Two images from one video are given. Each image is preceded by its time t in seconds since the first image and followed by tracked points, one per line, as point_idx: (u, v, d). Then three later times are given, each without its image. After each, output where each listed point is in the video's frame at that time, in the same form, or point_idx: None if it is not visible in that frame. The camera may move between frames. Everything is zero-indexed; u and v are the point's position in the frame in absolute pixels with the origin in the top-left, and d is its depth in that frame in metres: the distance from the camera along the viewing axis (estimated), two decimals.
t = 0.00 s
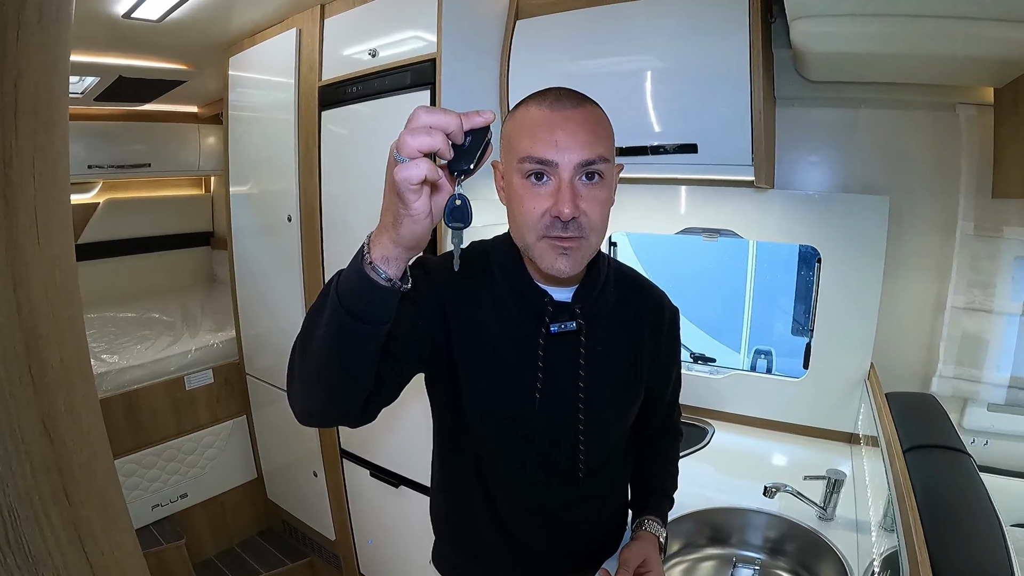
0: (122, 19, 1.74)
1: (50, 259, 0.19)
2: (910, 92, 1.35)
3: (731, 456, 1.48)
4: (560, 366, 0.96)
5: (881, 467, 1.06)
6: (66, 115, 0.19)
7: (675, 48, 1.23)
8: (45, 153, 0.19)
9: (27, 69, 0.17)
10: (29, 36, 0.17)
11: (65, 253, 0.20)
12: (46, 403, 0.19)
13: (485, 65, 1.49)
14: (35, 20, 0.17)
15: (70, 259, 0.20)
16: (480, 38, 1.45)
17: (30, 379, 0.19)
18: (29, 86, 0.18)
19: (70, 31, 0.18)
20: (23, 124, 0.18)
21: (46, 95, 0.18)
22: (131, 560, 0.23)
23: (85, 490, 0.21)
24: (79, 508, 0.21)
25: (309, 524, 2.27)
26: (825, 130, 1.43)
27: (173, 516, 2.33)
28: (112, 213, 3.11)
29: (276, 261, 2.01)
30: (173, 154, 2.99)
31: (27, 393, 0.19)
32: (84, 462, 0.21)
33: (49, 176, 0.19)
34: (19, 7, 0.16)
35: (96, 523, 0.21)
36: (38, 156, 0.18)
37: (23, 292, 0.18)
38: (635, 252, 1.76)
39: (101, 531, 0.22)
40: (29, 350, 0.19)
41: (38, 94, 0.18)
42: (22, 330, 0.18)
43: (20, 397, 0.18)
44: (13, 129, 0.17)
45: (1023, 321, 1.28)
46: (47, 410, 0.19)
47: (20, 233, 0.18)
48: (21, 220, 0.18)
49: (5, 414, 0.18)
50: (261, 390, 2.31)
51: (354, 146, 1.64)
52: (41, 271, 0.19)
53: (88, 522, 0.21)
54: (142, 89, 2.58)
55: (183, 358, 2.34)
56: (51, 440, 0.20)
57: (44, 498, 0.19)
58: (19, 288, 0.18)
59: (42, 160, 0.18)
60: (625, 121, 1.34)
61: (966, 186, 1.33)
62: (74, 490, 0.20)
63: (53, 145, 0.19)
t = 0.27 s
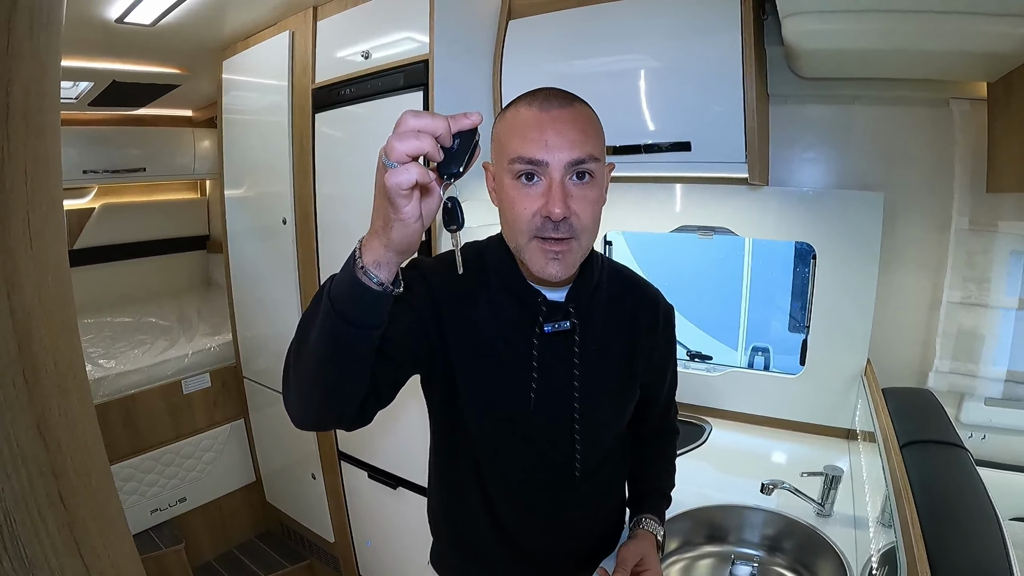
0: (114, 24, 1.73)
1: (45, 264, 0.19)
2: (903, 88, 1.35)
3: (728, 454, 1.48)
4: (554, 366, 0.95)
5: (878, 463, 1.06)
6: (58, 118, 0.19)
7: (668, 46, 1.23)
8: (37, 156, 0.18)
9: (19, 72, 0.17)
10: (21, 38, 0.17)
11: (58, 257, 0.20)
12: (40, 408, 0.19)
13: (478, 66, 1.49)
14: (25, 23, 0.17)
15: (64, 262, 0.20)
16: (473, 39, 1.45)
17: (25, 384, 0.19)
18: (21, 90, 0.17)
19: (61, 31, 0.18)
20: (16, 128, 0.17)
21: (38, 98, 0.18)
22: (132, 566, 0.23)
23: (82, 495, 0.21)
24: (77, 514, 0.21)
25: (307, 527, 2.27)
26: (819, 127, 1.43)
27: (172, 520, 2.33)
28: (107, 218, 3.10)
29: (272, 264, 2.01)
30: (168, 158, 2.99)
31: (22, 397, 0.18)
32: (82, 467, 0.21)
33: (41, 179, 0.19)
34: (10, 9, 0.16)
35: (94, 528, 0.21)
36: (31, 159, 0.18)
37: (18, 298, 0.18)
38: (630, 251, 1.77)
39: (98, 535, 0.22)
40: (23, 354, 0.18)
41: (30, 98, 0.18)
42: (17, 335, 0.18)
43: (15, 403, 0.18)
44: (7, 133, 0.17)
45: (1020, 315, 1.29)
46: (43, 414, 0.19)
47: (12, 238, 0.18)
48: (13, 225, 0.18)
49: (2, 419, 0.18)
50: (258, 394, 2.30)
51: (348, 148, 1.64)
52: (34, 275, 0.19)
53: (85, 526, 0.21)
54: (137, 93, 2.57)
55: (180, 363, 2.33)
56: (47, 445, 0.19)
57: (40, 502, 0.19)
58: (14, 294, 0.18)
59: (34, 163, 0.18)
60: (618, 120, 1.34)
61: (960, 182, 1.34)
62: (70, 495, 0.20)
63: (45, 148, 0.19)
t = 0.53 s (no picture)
0: (120, 22, 1.74)
1: (50, 263, 0.19)
2: (908, 88, 1.35)
3: (732, 454, 1.48)
4: (566, 365, 0.95)
5: (882, 464, 1.06)
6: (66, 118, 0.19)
7: (673, 46, 1.23)
8: (45, 156, 0.19)
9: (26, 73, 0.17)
10: (29, 40, 0.17)
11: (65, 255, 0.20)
12: (47, 405, 0.19)
13: (482, 65, 1.49)
14: (33, 25, 0.17)
15: (71, 261, 0.20)
16: (478, 38, 1.46)
17: (31, 381, 0.19)
18: (28, 90, 0.18)
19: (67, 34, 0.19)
20: (24, 128, 0.18)
21: (45, 100, 0.18)
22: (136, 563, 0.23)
23: (87, 493, 0.21)
24: (81, 510, 0.21)
25: (311, 525, 2.28)
26: (824, 127, 1.43)
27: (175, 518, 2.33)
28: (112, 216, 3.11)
29: (276, 262, 2.01)
30: (172, 157, 3.00)
31: (27, 394, 0.19)
32: (87, 465, 0.21)
33: (48, 178, 0.19)
34: (16, 12, 0.17)
35: (99, 525, 0.22)
36: (39, 158, 0.18)
37: (25, 295, 0.18)
38: (635, 250, 1.77)
39: (104, 533, 0.22)
40: (30, 352, 0.19)
41: (38, 99, 0.18)
42: (23, 332, 0.18)
43: (20, 399, 0.18)
44: (14, 133, 0.17)
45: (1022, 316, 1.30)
46: (48, 412, 0.19)
47: (19, 236, 0.18)
48: (21, 224, 0.18)
49: (7, 415, 0.18)
50: (262, 392, 2.31)
51: (353, 147, 1.64)
52: (41, 273, 0.19)
53: (91, 523, 0.21)
54: (142, 92, 2.58)
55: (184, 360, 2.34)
56: (52, 441, 0.20)
57: (45, 498, 0.20)
58: (20, 291, 0.18)
59: (42, 163, 0.19)
60: (623, 120, 1.34)
61: (964, 182, 1.33)
62: (76, 491, 0.21)
63: (53, 148, 0.19)
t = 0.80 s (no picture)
0: (120, 17, 1.73)
1: (47, 258, 0.19)
2: (910, 85, 1.34)
3: (732, 451, 1.48)
4: (571, 366, 0.95)
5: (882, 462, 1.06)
6: (63, 111, 0.19)
7: (674, 41, 1.23)
8: (42, 149, 0.18)
9: (25, 64, 0.17)
10: (28, 32, 0.17)
11: (62, 250, 0.20)
12: (45, 401, 0.19)
13: (483, 60, 1.49)
14: (33, 16, 0.17)
15: (69, 256, 0.20)
16: (479, 33, 1.45)
17: (30, 377, 0.19)
18: (27, 82, 0.17)
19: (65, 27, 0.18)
20: (22, 121, 0.17)
21: (43, 93, 0.18)
22: (133, 560, 0.23)
23: (85, 490, 0.21)
24: (81, 508, 0.21)
25: (311, 521, 2.28)
26: (825, 124, 1.43)
27: (175, 513, 2.34)
28: (112, 212, 3.11)
29: (276, 258, 2.01)
30: (172, 153, 2.99)
31: (27, 390, 0.18)
32: (84, 462, 0.21)
33: (46, 172, 0.19)
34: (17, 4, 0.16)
35: (97, 523, 0.21)
36: (36, 152, 0.18)
37: (22, 289, 0.18)
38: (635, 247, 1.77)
39: (102, 530, 0.22)
40: (28, 347, 0.18)
41: (36, 91, 0.18)
42: (22, 327, 0.18)
43: (20, 395, 0.18)
44: (13, 126, 0.17)
45: None
46: (47, 408, 0.19)
47: (18, 230, 0.18)
48: (20, 219, 0.18)
49: (5, 411, 0.18)
50: (262, 388, 2.31)
51: (353, 142, 1.63)
52: (39, 267, 0.19)
53: (89, 521, 0.21)
54: (141, 87, 2.57)
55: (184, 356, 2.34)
56: (51, 439, 0.19)
57: (45, 496, 0.19)
58: (19, 285, 0.18)
59: (40, 157, 0.18)
60: (624, 116, 1.34)
61: (966, 180, 1.33)
62: (74, 489, 0.20)
63: (51, 142, 0.19)
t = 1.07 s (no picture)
0: (119, 15, 1.73)
1: (46, 256, 0.19)
2: (910, 86, 1.34)
3: (731, 451, 1.48)
4: (565, 368, 0.95)
5: (882, 462, 1.06)
6: (63, 108, 0.19)
7: (675, 41, 1.22)
8: (41, 147, 0.18)
9: (25, 61, 0.17)
10: (28, 29, 0.17)
11: (60, 248, 0.20)
12: (43, 398, 0.19)
13: (483, 60, 1.49)
14: (33, 12, 0.17)
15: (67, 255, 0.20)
16: (479, 32, 1.45)
17: (27, 376, 0.18)
18: (27, 80, 0.17)
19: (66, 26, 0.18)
20: (21, 118, 0.17)
21: (43, 91, 0.18)
22: (133, 559, 0.23)
23: (83, 489, 0.21)
24: (79, 507, 0.21)
25: (309, 521, 2.28)
26: (825, 124, 1.43)
27: (173, 512, 2.34)
28: (111, 210, 3.10)
29: (275, 258, 2.01)
30: (171, 151, 2.98)
31: (25, 389, 0.18)
32: (82, 461, 0.21)
33: (44, 171, 0.19)
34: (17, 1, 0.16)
35: (95, 522, 0.21)
36: (35, 149, 0.18)
37: (21, 287, 0.18)
38: (635, 247, 1.76)
39: (100, 529, 0.21)
40: (27, 346, 0.18)
41: (36, 88, 0.18)
42: (20, 326, 0.18)
43: (17, 394, 0.18)
44: (13, 124, 0.17)
45: None
46: (44, 406, 0.19)
47: (16, 228, 0.18)
48: (17, 216, 0.18)
49: (3, 411, 0.18)
50: (261, 387, 2.30)
51: (353, 142, 1.63)
52: (37, 265, 0.19)
53: (88, 520, 0.21)
54: (140, 86, 2.56)
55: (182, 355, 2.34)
56: (49, 437, 0.19)
57: (43, 494, 0.19)
58: (17, 283, 0.18)
59: (38, 154, 0.18)
60: (625, 115, 1.34)
61: (966, 181, 1.33)
62: (72, 488, 0.20)
63: (49, 140, 0.19)
